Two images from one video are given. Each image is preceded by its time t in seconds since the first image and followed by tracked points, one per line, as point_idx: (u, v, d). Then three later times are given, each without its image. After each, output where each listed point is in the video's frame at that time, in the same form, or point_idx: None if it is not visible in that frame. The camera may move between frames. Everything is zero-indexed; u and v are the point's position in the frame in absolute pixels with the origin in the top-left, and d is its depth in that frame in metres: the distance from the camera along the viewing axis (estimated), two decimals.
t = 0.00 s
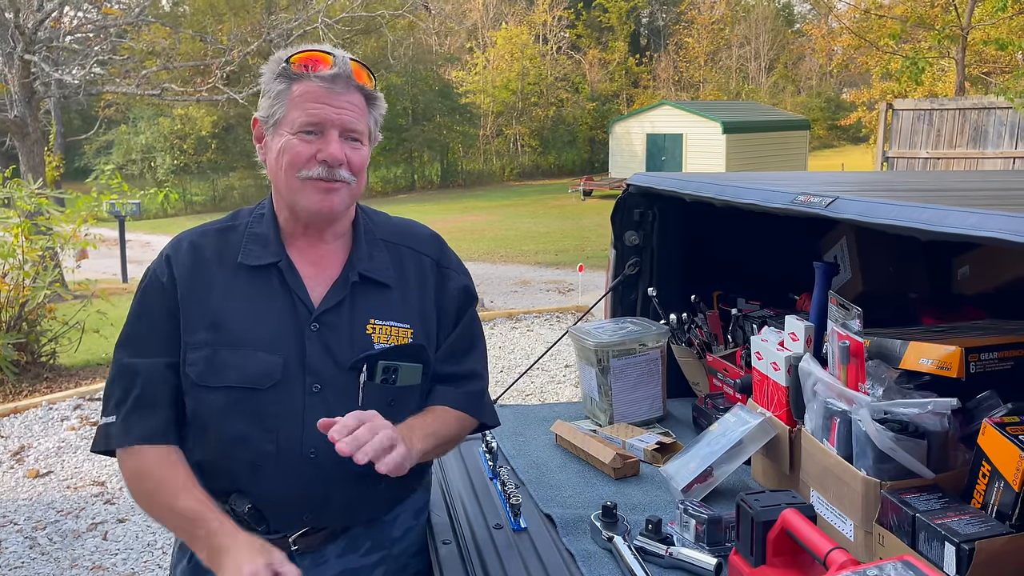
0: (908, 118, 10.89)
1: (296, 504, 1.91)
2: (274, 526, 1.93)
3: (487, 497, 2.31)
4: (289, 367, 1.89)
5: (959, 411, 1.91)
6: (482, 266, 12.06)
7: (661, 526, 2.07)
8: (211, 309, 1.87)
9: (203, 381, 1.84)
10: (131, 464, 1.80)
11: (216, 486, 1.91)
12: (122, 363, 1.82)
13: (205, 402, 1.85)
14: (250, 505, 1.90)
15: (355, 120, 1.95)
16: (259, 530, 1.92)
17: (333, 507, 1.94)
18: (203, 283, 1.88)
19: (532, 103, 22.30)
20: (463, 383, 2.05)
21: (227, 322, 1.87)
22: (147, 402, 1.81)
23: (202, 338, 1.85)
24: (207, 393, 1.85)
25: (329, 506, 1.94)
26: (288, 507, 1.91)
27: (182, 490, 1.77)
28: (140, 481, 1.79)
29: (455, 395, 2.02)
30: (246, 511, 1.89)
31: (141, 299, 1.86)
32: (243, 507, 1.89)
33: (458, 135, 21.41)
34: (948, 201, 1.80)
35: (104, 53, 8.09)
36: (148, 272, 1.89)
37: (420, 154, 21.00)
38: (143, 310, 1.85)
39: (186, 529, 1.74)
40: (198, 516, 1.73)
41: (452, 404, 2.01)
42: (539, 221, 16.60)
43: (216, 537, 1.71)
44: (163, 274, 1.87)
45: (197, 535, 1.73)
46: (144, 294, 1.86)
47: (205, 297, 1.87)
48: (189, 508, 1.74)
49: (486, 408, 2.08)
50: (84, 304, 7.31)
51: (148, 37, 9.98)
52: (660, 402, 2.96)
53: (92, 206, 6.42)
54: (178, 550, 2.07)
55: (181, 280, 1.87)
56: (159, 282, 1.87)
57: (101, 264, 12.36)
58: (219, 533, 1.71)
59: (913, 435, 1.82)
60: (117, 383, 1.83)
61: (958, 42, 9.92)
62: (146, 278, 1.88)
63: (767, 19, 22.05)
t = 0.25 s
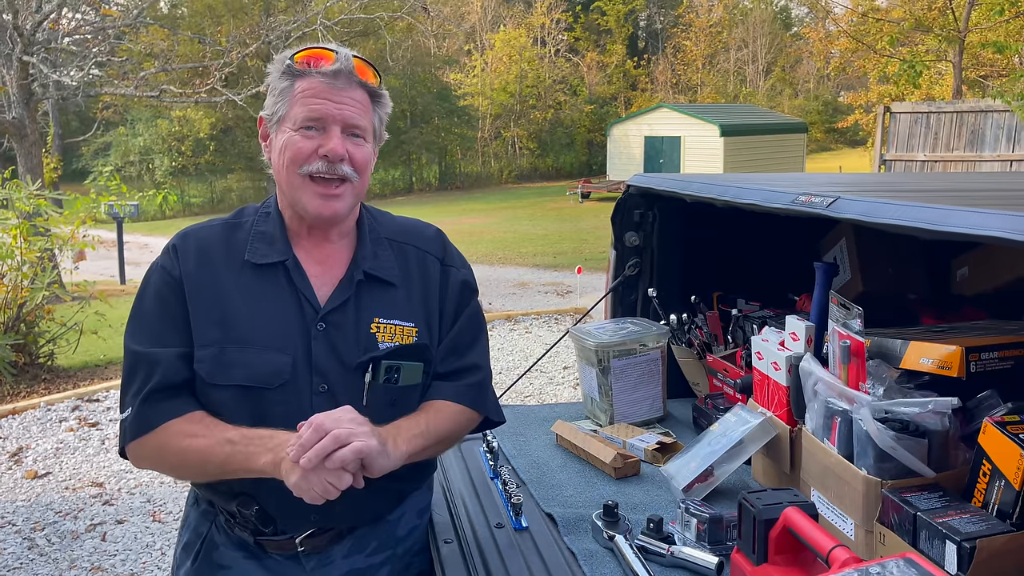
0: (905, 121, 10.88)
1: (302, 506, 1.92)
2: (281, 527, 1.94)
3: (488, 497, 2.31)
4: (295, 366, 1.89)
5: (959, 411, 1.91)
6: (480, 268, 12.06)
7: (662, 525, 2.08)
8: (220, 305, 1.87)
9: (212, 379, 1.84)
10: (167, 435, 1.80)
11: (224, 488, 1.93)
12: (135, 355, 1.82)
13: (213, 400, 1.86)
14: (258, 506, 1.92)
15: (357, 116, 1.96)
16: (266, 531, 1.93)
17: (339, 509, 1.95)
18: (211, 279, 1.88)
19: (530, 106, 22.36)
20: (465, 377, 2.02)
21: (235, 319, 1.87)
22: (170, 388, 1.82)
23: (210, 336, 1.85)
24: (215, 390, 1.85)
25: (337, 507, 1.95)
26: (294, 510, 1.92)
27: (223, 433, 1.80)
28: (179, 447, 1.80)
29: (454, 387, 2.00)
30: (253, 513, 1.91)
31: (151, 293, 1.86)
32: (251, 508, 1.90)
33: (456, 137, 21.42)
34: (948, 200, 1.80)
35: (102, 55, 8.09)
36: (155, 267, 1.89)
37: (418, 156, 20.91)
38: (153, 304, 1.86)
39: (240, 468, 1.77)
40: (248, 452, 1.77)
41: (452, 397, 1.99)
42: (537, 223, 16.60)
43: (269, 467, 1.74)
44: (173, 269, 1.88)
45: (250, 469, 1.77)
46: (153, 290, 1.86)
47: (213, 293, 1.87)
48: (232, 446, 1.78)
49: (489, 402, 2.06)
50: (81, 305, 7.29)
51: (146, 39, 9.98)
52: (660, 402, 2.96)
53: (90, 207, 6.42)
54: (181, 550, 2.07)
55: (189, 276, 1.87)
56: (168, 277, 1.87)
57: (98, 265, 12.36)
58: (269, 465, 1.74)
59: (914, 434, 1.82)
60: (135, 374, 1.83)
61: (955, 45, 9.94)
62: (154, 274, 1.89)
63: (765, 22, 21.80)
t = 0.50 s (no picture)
0: (904, 123, 10.90)
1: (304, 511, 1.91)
2: (282, 531, 1.92)
3: (488, 499, 2.31)
4: (298, 368, 1.88)
5: (959, 411, 1.91)
6: (479, 270, 12.06)
7: (662, 526, 2.07)
8: (221, 307, 1.87)
9: (212, 383, 1.83)
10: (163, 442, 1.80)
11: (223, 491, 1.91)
12: (130, 359, 1.80)
13: (214, 403, 1.85)
14: (259, 510, 1.90)
15: (360, 112, 1.95)
16: (267, 536, 1.92)
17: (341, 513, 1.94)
18: (211, 280, 1.87)
19: (528, 107, 22.49)
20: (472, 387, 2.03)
21: (237, 321, 1.87)
22: (166, 392, 1.81)
23: (211, 338, 1.84)
24: (216, 393, 1.84)
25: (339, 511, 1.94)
26: (296, 514, 1.91)
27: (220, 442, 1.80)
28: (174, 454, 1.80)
29: (458, 397, 2.00)
30: (255, 517, 1.89)
31: (151, 294, 1.85)
32: (252, 513, 1.89)
33: (454, 139, 21.44)
34: (948, 201, 1.81)
35: (100, 57, 8.08)
36: (155, 269, 1.88)
37: (416, 159, 20.90)
38: (151, 305, 1.84)
39: (237, 478, 1.78)
40: (246, 462, 1.77)
41: (454, 408, 1.99)
42: (536, 225, 16.61)
43: (266, 479, 1.75)
44: (173, 270, 1.87)
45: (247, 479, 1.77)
46: (153, 291, 1.85)
47: (213, 294, 1.87)
48: (230, 455, 1.78)
49: (490, 410, 2.05)
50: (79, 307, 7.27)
51: (144, 41, 9.96)
52: (660, 403, 2.96)
53: (88, 209, 6.42)
54: (180, 555, 2.06)
55: (189, 277, 1.86)
56: (168, 278, 1.86)
57: (96, 267, 12.35)
58: (267, 477, 1.75)
59: (914, 435, 1.82)
60: (128, 378, 1.81)
61: (953, 47, 9.96)
62: (154, 275, 1.88)
63: (763, 25, 21.76)
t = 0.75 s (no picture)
0: (902, 126, 10.91)
1: (304, 515, 1.91)
2: (282, 536, 1.92)
3: (487, 501, 2.31)
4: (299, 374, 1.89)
5: (956, 415, 1.92)
6: (477, 272, 12.05)
7: (660, 530, 2.09)
8: (220, 310, 1.88)
9: (212, 386, 1.84)
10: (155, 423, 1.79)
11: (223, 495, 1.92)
12: (125, 359, 1.81)
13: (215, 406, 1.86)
14: (259, 514, 1.90)
15: (369, 120, 1.96)
16: (268, 540, 1.92)
17: (341, 517, 1.94)
18: (210, 284, 1.89)
19: (527, 110, 22.38)
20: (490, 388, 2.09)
21: (237, 325, 1.88)
22: (150, 389, 1.81)
23: (211, 343, 1.86)
24: (215, 396, 1.85)
25: (340, 515, 1.94)
26: (297, 518, 1.91)
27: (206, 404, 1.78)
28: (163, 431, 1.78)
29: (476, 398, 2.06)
30: (255, 521, 1.89)
31: (149, 297, 1.86)
32: (253, 517, 1.89)
33: (453, 141, 21.48)
34: (944, 206, 1.82)
35: (99, 59, 8.06)
36: (155, 272, 1.89)
37: (416, 160, 20.98)
38: (149, 308, 1.86)
39: (219, 432, 1.73)
40: (226, 411, 1.73)
41: (469, 406, 2.05)
42: (534, 227, 16.62)
43: (248, 418, 1.70)
44: (173, 274, 1.88)
45: (230, 427, 1.72)
46: (153, 294, 1.86)
47: (212, 298, 1.88)
48: (213, 413, 1.75)
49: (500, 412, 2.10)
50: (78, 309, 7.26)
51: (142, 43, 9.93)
52: (658, 407, 2.97)
53: (86, 211, 6.41)
54: (180, 560, 2.06)
55: (189, 281, 1.87)
56: (168, 282, 1.88)
57: (95, 269, 12.35)
58: (248, 415, 1.70)
59: (911, 438, 1.83)
60: (122, 377, 1.82)
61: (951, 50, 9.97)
62: (152, 278, 1.89)
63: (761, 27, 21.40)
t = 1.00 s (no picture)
0: (899, 127, 10.92)
1: (299, 517, 1.91)
2: (278, 538, 1.92)
3: (482, 503, 2.32)
4: (296, 377, 1.89)
5: (950, 417, 1.93)
6: (476, 273, 12.05)
7: (655, 531, 2.09)
8: (218, 315, 1.88)
9: (210, 391, 1.84)
10: (166, 445, 1.79)
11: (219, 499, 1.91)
12: (127, 367, 1.81)
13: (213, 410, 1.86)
14: (254, 517, 1.89)
15: (370, 128, 1.96)
16: (263, 543, 1.92)
17: (335, 520, 1.94)
18: (208, 289, 1.88)
19: (525, 111, 22.38)
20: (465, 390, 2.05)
21: (234, 329, 1.88)
22: (161, 400, 1.80)
23: (209, 347, 1.85)
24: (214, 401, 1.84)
25: (335, 519, 1.94)
26: (292, 521, 1.91)
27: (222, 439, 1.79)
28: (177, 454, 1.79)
29: (452, 397, 2.02)
30: (250, 524, 1.89)
31: (149, 302, 1.86)
32: (247, 520, 1.89)
33: (452, 143, 21.52)
34: (938, 209, 1.82)
35: (97, 60, 8.06)
36: (152, 276, 1.88)
37: (414, 162, 21.08)
38: (148, 313, 1.85)
39: (236, 474, 1.75)
40: (246, 455, 1.75)
41: (450, 407, 2.01)
42: (533, 228, 16.64)
43: (267, 468, 1.73)
44: (170, 278, 1.87)
45: (246, 472, 1.74)
46: (150, 298, 1.86)
47: (210, 302, 1.88)
48: (230, 451, 1.76)
49: (484, 411, 2.07)
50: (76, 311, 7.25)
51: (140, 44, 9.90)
52: (654, 408, 2.98)
53: (85, 213, 6.41)
54: (174, 562, 2.06)
55: (187, 285, 1.87)
56: (166, 287, 1.87)
57: (93, 270, 12.34)
58: (268, 465, 1.73)
59: (905, 440, 1.83)
60: (125, 385, 1.82)
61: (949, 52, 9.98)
62: (150, 282, 1.88)
63: (760, 28, 21.40)
